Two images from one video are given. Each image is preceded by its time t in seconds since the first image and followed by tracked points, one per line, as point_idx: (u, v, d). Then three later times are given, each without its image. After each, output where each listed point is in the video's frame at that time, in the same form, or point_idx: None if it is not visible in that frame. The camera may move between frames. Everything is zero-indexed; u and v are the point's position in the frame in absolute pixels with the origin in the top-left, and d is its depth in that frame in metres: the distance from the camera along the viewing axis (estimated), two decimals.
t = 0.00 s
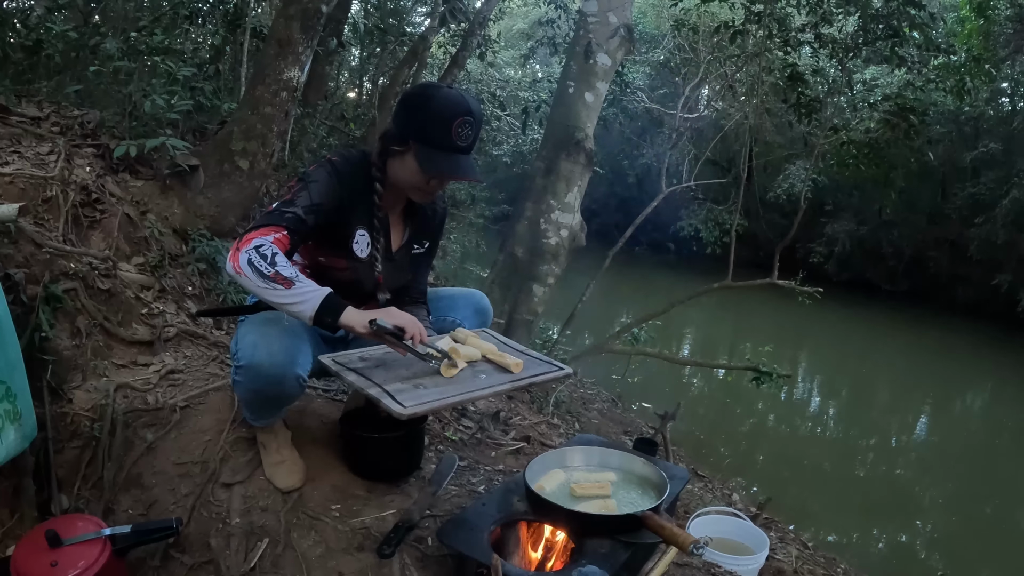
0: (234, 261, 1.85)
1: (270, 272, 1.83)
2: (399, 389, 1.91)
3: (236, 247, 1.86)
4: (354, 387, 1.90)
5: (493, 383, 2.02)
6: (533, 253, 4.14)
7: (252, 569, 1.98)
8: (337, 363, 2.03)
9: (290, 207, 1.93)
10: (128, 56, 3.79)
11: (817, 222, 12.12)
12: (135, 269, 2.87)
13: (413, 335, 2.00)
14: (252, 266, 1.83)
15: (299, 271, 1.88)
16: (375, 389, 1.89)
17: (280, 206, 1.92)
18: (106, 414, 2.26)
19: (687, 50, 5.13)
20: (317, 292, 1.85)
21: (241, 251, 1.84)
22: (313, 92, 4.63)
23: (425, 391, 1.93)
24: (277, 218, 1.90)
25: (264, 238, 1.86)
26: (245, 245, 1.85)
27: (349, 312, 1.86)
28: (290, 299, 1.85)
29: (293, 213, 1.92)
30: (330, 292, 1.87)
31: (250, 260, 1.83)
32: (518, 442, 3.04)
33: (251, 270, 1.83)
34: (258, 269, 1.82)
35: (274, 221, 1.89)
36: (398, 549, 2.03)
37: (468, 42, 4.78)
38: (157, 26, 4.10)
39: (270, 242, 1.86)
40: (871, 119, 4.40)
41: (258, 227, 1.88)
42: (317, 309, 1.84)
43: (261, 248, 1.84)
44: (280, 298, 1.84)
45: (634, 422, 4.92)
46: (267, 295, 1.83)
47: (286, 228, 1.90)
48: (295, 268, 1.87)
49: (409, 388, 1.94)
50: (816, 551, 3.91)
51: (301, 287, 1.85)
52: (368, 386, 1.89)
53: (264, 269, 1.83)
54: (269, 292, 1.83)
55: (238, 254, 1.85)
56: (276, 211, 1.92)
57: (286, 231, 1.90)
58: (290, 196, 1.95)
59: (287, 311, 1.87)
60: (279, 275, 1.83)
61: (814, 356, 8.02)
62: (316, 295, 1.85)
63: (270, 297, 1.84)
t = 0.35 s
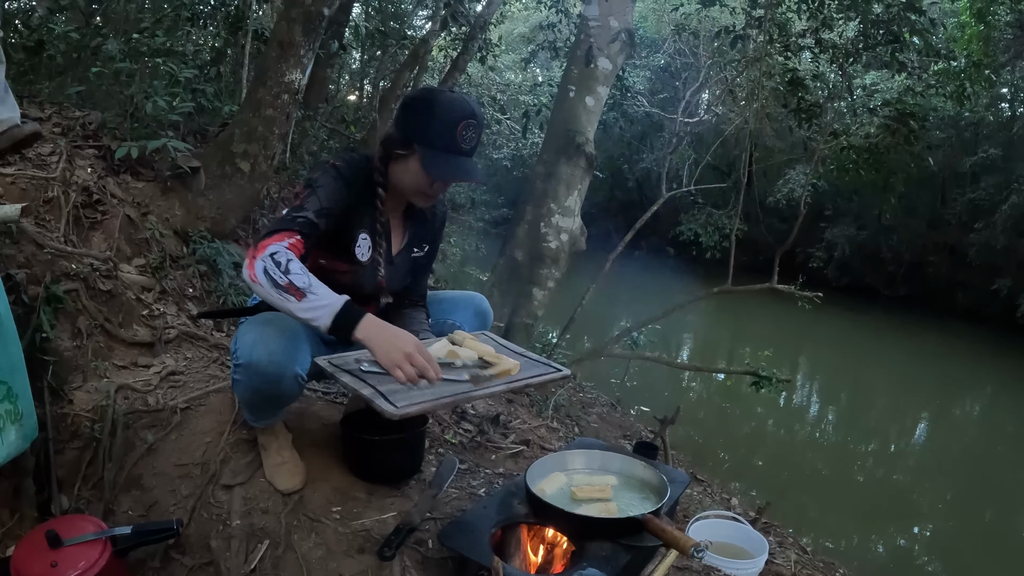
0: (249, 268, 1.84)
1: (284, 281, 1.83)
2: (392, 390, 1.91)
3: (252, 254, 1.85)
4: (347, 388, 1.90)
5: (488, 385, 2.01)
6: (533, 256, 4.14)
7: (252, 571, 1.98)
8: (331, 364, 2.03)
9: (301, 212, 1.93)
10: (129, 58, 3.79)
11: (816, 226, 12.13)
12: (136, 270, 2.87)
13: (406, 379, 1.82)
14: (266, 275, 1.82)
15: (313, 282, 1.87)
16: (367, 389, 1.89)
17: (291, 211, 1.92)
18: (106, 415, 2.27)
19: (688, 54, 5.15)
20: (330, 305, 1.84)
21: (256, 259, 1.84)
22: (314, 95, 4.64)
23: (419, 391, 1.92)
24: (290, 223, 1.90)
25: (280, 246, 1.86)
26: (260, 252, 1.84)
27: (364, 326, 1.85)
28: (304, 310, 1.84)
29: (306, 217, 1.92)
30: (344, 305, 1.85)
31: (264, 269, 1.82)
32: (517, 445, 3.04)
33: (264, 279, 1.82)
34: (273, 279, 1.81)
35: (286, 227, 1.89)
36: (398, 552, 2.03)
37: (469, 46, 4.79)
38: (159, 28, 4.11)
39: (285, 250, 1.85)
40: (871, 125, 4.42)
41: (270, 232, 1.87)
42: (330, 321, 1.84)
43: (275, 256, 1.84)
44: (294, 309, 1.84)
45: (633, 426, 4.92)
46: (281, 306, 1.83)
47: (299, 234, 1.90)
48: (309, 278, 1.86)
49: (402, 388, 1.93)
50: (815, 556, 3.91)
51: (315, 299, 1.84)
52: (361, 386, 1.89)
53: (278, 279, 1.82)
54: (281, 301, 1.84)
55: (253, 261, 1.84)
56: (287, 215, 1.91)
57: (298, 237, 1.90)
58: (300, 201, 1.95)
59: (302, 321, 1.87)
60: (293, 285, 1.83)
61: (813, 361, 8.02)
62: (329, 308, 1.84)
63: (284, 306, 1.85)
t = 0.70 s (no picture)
0: (357, 314, 1.78)
1: (396, 328, 1.78)
2: (393, 395, 1.92)
3: (356, 298, 1.79)
4: (348, 395, 1.91)
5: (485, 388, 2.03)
6: (532, 262, 4.14)
7: None
8: (331, 371, 2.04)
9: (360, 240, 1.87)
10: (130, 62, 3.81)
11: (816, 232, 12.15)
12: (136, 274, 2.87)
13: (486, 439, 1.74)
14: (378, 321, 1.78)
15: (422, 328, 1.84)
16: (369, 394, 1.90)
17: (355, 245, 1.84)
18: (106, 419, 2.27)
19: (687, 60, 5.17)
20: (443, 354, 1.80)
21: (362, 305, 1.78)
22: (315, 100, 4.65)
23: (420, 396, 1.94)
24: (369, 258, 1.84)
25: (382, 288, 1.82)
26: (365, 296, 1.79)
27: (473, 378, 1.80)
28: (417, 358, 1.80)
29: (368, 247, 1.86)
30: (456, 355, 1.81)
31: (375, 314, 1.78)
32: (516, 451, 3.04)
33: (377, 324, 1.77)
34: (385, 325, 1.77)
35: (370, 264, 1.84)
36: (397, 557, 2.03)
37: (469, 52, 4.81)
38: (160, 32, 4.13)
39: (388, 293, 1.81)
40: (870, 131, 4.43)
41: (362, 273, 1.81)
42: (444, 372, 1.79)
43: (383, 300, 1.80)
44: (407, 356, 1.79)
45: (632, 432, 4.92)
46: (396, 354, 1.78)
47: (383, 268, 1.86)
48: (419, 324, 1.83)
49: (403, 393, 1.95)
50: (813, 562, 3.91)
51: (429, 346, 1.80)
52: (362, 392, 1.90)
53: (390, 325, 1.78)
54: (394, 349, 1.79)
55: (358, 305, 1.79)
56: (353, 248, 1.84)
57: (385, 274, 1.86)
58: (351, 231, 1.87)
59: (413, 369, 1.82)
60: (406, 332, 1.79)
61: (812, 367, 8.02)
62: (443, 357, 1.80)
63: (397, 354, 1.80)
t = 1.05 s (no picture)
0: (367, 328, 1.82)
1: (406, 345, 1.82)
2: (396, 397, 1.93)
3: (367, 314, 1.82)
4: (351, 395, 1.91)
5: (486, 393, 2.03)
6: (530, 268, 4.15)
7: None
8: (333, 373, 2.04)
9: (367, 253, 1.88)
10: (130, 67, 3.83)
11: (813, 239, 12.17)
12: (133, 278, 2.88)
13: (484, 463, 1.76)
14: (388, 338, 1.81)
15: (431, 344, 1.86)
16: (373, 395, 1.90)
17: (362, 258, 1.86)
18: (102, 423, 2.27)
19: (686, 68, 5.19)
20: (450, 373, 1.82)
21: (374, 321, 1.81)
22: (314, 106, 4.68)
23: (423, 399, 1.94)
24: (378, 273, 1.86)
25: (392, 304, 1.84)
26: (376, 312, 1.82)
27: (479, 399, 1.80)
28: (424, 375, 1.83)
29: (375, 260, 1.88)
30: (463, 374, 1.83)
31: (386, 330, 1.81)
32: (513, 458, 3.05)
33: (386, 341, 1.81)
34: (395, 343, 1.80)
35: (379, 278, 1.86)
36: (392, 562, 2.03)
37: (468, 58, 4.82)
38: (159, 37, 4.15)
39: (398, 309, 1.84)
40: (868, 138, 4.46)
41: (372, 289, 1.83)
42: (450, 390, 1.82)
43: (393, 316, 1.82)
44: (415, 374, 1.83)
45: (629, 439, 4.92)
46: (404, 371, 1.82)
47: (392, 282, 1.87)
48: (428, 341, 1.85)
49: (407, 396, 1.95)
50: (811, 569, 3.91)
51: (436, 364, 1.83)
52: (365, 393, 1.91)
53: (398, 342, 1.81)
54: (402, 364, 1.83)
55: (370, 320, 1.82)
56: (362, 261, 1.86)
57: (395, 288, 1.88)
58: (357, 243, 1.89)
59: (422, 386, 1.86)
60: (414, 350, 1.82)
61: (810, 374, 8.03)
62: (450, 374, 1.82)
63: (405, 370, 1.84)
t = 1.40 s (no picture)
0: (369, 334, 1.82)
1: (408, 349, 1.83)
2: (398, 403, 1.93)
3: (368, 319, 1.82)
4: (354, 403, 1.92)
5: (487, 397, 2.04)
6: (528, 273, 4.16)
7: None
8: (334, 380, 2.04)
9: (367, 259, 1.89)
10: (130, 70, 3.85)
11: (811, 244, 12.19)
12: (132, 282, 2.89)
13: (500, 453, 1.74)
14: (390, 342, 1.82)
15: (433, 347, 1.87)
16: (375, 403, 1.91)
17: (363, 263, 1.87)
18: (101, 426, 2.27)
19: (685, 72, 5.21)
20: (453, 373, 1.84)
21: (376, 326, 1.82)
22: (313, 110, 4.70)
23: (425, 405, 1.94)
24: (378, 278, 1.87)
25: (393, 309, 1.85)
26: (377, 319, 1.82)
27: (484, 398, 1.82)
28: (427, 377, 1.84)
29: (375, 266, 1.88)
30: (465, 374, 1.84)
31: (388, 335, 1.82)
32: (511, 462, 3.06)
33: (389, 345, 1.82)
34: (398, 347, 1.81)
35: (378, 283, 1.86)
36: (390, 566, 2.04)
37: (468, 62, 4.82)
38: (159, 41, 4.17)
39: (399, 314, 1.85)
40: (866, 143, 4.47)
41: (373, 295, 1.84)
42: (453, 391, 1.83)
43: (394, 321, 1.83)
44: (418, 376, 1.84)
45: (627, 443, 4.93)
46: (407, 374, 1.83)
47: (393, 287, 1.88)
48: (430, 344, 1.86)
49: (408, 402, 1.95)
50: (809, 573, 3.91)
51: (438, 366, 1.84)
52: (368, 401, 1.91)
53: (401, 347, 1.82)
54: (405, 368, 1.84)
55: (371, 326, 1.83)
56: (362, 267, 1.87)
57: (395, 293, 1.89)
58: (357, 249, 1.89)
59: (424, 389, 1.86)
60: (416, 353, 1.83)
61: (808, 379, 8.03)
62: (452, 376, 1.83)
63: (407, 373, 1.85)
